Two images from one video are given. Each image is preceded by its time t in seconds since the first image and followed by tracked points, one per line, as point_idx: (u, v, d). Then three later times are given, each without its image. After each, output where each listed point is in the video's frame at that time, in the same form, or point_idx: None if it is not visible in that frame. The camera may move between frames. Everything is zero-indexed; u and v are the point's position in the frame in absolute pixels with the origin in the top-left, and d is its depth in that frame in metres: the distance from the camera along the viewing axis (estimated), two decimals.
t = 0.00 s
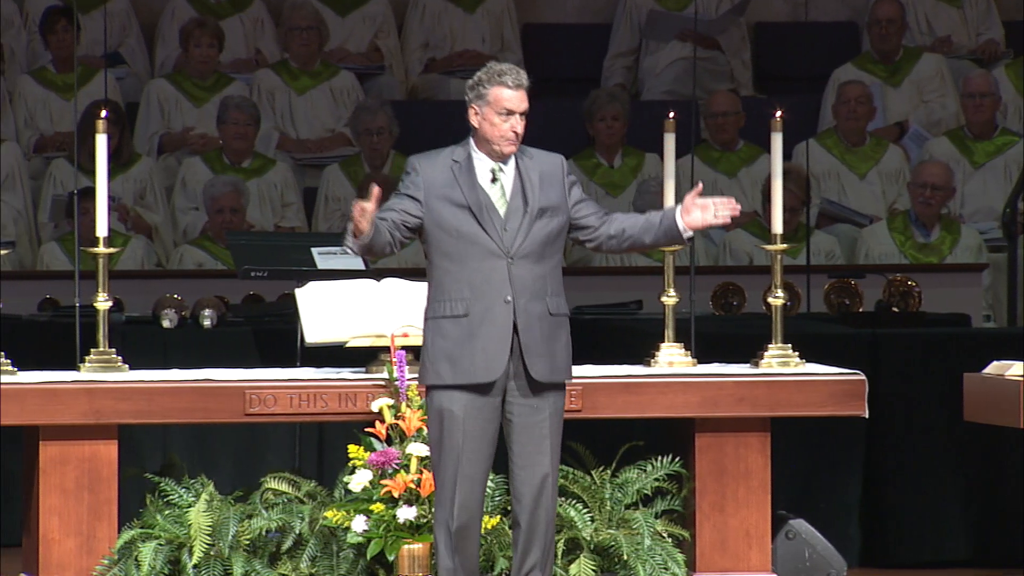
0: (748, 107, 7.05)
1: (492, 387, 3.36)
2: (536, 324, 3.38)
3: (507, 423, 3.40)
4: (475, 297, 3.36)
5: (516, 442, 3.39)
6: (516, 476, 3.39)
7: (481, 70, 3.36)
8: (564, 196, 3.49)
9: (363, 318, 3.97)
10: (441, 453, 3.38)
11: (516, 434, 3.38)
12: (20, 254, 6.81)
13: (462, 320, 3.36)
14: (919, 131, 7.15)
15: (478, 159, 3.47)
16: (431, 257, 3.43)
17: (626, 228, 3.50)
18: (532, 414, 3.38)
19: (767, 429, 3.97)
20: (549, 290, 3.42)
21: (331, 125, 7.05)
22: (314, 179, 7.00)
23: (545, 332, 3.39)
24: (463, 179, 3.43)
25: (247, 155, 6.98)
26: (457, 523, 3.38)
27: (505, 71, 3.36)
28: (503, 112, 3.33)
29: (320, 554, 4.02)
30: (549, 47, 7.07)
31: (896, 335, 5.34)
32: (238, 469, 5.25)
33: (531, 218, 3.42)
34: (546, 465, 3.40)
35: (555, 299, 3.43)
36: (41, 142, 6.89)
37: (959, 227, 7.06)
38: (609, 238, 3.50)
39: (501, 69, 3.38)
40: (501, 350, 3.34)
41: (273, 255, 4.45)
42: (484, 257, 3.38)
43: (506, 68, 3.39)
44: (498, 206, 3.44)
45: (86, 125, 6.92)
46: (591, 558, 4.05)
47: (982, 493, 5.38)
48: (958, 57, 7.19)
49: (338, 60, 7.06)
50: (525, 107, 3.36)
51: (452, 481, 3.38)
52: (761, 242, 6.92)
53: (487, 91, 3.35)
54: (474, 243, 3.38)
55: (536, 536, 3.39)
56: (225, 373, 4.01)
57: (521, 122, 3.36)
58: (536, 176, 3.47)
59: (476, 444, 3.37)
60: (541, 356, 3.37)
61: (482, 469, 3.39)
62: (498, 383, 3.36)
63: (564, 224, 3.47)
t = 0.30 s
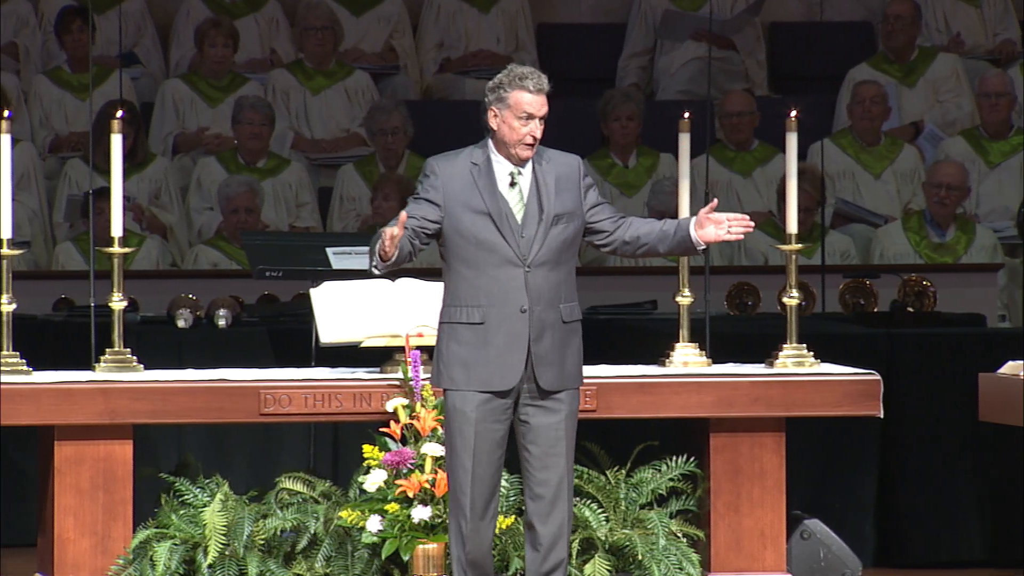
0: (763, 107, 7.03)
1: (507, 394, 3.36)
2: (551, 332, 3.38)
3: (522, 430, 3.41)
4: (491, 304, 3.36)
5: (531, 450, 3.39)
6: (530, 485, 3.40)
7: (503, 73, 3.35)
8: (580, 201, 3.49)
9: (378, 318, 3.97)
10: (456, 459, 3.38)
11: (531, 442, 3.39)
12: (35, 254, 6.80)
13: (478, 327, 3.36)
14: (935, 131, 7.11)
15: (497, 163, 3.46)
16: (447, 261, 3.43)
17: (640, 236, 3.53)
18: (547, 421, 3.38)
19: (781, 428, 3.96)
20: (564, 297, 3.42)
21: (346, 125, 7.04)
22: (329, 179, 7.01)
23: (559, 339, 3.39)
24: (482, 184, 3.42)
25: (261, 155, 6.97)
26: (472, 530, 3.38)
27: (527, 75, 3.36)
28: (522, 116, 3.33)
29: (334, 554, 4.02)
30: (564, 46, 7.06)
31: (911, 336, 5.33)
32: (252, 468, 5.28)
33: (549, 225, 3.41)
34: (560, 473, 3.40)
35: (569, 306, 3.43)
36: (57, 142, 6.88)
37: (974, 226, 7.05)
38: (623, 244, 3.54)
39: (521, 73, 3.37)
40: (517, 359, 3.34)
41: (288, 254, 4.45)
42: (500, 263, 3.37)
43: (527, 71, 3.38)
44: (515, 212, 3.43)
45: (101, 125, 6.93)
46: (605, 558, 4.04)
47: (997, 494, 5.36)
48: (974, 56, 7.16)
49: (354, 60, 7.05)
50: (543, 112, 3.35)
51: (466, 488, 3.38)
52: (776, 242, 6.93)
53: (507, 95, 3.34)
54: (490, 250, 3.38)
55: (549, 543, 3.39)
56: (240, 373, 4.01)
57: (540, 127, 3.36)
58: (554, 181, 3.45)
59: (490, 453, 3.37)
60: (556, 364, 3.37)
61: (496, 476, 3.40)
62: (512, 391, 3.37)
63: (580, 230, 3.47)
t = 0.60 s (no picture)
0: (778, 107, 7.01)
1: (521, 394, 3.36)
2: (565, 331, 3.37)
3: (537, 432, 3.40)
4: (505, 305, 3.36)
5: (547, 450, 3.38)
6: (546, 486, 3.40)
7: (515, 72, 3.35)
8: (592, 201, 3.48)
9: (392, 318, 3.97)
10: (471, 461, 3.38)
11: (547, 443, 3.38)
12: (50, 254, 6.83)
13: (492, 328, 3.35)
14: (949, 130, 7.09)
15: (509, 163, 3.45)
16: (461, 262, 3.43)
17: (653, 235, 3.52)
18: (562, 421, 3.37)
19: (796, 428, 3.95)
20: (578, 296, 3.42)
21: (360, 125, 7.04)
22: (343, 179, 7.01)
23: (572, 339, 3.39)
24: (495, 185, 3.41)
25: (276, 155, 6.98)
26: (488, 533, 3.38)
27: (539, 74, 3.36)
28: (536, 116, 3.33)
29: (349, 554, 4.02)
30: (578, 46, 7.05)
31: (926, 336, 5.31)
32: (267, 468, 5.29)
33: (562, 225, 3.41)
34: (576, 473, 3.39)
35: (583, 305, 3.42)
36: (71, 142, 6.89)
37: (989, 225, 7.05)
38: (636, 243, 3.55)
39: (534, 72, 3.37)
40: (532, 359, 3.33)
41: (303, 253, 4.45)
42: (514, 264, 3.36)
43: (539, 70, 3.38)
44: (529, 212, 3.42)
45: (116, 124, 6.93)
46: (620, 558, 4.03)
47: (1012, 494, 5.34)
48: (990, 56, 7.13)
49: (368, 60, 7.05)
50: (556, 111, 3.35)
51: (481, 490, 3.38)
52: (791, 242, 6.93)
53: (520, 94, 3.34)
54: (504, 250, 3.37)
55: (565, 544, 3.39)
56: (254, 373, 4.02)
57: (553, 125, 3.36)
58: (566, 181, 3.45)
59: (505, 454, 3.37)
60: (570, 364, 3.36)
61: (512, 478, 3.39)
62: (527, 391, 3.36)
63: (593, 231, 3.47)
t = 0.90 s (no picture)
0: (792, 107, 7.00)
1: (531, 382, 3.35)
2: (575, 319, 3.36)
3: (548, 420, 3.39)
4: (515, 292, 3.35)
5: (558, 439, 3.37)
6: (558, 476, 3.38)
7: (518, 64, 3.36)
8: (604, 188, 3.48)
9: (406, 318, 3.97)
10: (481, 449, 3.37)
11: (558, 432, 3.37)
12: (63, 254, 6.85)
13: (501, 315, 3.35)
14: (963, 130, 7.06)
15: (518, 154, 3.45)
16: (470, 252, 3.43)
17: (672, 208, 3.47)
18: (572, 410, 3.36)
19: (809, 428, 3.95)
20: (589, 285, 3.41)
21: (374, 125, 7.03)
22: (356, 179, 7.01)
23: (583, 326, 3.37)
24: (503, 173, 3.41)
25: (289, 155, 6.98)
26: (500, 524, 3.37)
27: (542, 65, 3.37)
28: (541, 103, 3.33)
29: (362, 554, 4.03)
30: (592, 46, 7.04)
31: (940, 337, 5.30)
32: (281, 468, 5.30)
33: (572, 213, 3.40)
34: (586, 462, 3.37)
35: (594, 294, 3.41)
36: (85, 141, 6.91)
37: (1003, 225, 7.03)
38: (656, 221, 3.49)
39: (537, 63, 3.38)
40: (541, 346, 3.32)
41: (317, 253, 4.45)
42: (524, 251, 3.36)
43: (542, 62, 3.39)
44: (539, 202, 3.42)
45: (130, 124, 6.94)
46: (633, 558, 4.02)
47: None
48: (1004, 55, 7.10)
49: (381, 60, 7.04)
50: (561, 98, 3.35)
51: (491, 478, 3.37)
52: (804, 241, 6.92)
53: (524, 83, 3.34)
54: (514, 238, 3.37)
55: (575, 536, 3.37)
56: (267, 373, 4.02)
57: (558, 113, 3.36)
58: (577, 171, 3.45)
59: (514, 442, 3.36)
60: (581, 352, 3.35)
61: (522, 468, 3.38)
62: (538, 379, 3.35)
63: (605, 219, 3.46)
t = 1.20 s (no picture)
0: (802, 107, 6.99)
1: (542, 380, 3.34)
2: (586, 318, 3.35)
3: (558, 419, 3.38)
4: (526, 289, 3.34)
5: (568, 439, 3.37)
6: (568, 475, 3.37)
7: (532, 66, 3.36)
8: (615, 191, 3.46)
9: (417, 318, 3.97)
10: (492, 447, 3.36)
11: (569, 432, 3.36)
12: (74, 254, 6.86)
13: (512, 312, 3.34)
14: (973, 131, 7.05)
15: (530, 155, 3.44)
16: (481, 251, 3.42)
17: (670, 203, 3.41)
18: (581, 410, 3.36)
19: (819, 428, 3.94)
20: (600, 285, 3.40)
21: (384, 125, 7.03)
22: (367, 178, 7.02)
23: (593, 326, 3.36)
24: (514, 173, 3.41)
25: (300, 155, 6.99)
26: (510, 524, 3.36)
27: (555, 66, 3.37)
28: (557, 104, 3.33)
29: (373, 554, 4.03)
30: (602, 46, 7.03)
31: (950, 336, 5.28)
32: (291, 468, 5.31)
33: (584, 214, 3.40)
34: (597, 462, 3.36)
35: (606, 296, 3.40)
36: (95, 141, 6.91)
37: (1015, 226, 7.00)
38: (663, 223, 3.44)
39: (550, 66, 3.38)
40: (552, 343, 3.31)
41: (326, 253, 4.46)
42: (535, 250, 3.36)
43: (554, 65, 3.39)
44: (552, 202, 3.41)
45: (140, 124, 6.94)
46: (643, 558, 4.02)
47: None
48: (1015, 55, 7.08)
49: (391, 59, 7.04)
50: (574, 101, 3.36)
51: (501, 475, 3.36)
52: (814, 241, 6.92)
53: (539, 86, 3.34)
54: (525, 236, 3.36)
55: (585, 538, 3.36)
56: (277, 373, 4.02)
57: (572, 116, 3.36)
58: (591, 172, 3.45)
59: (525, 442, 3.35)
60: (591, 351, 3.34)
61: (531, 467, 3.37)
62: (548, 378, 3.34)
63: (618, 222, 3.45)
